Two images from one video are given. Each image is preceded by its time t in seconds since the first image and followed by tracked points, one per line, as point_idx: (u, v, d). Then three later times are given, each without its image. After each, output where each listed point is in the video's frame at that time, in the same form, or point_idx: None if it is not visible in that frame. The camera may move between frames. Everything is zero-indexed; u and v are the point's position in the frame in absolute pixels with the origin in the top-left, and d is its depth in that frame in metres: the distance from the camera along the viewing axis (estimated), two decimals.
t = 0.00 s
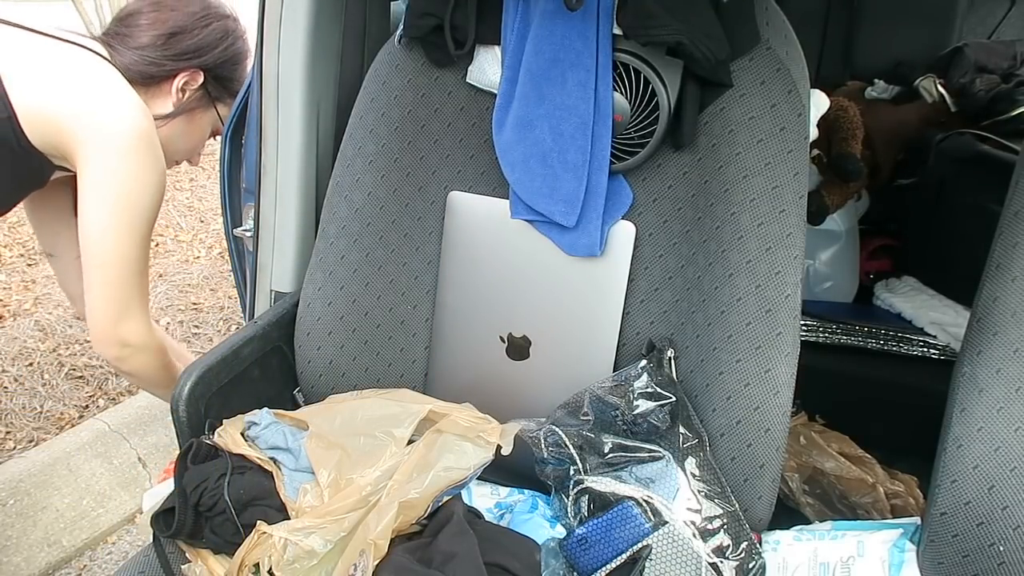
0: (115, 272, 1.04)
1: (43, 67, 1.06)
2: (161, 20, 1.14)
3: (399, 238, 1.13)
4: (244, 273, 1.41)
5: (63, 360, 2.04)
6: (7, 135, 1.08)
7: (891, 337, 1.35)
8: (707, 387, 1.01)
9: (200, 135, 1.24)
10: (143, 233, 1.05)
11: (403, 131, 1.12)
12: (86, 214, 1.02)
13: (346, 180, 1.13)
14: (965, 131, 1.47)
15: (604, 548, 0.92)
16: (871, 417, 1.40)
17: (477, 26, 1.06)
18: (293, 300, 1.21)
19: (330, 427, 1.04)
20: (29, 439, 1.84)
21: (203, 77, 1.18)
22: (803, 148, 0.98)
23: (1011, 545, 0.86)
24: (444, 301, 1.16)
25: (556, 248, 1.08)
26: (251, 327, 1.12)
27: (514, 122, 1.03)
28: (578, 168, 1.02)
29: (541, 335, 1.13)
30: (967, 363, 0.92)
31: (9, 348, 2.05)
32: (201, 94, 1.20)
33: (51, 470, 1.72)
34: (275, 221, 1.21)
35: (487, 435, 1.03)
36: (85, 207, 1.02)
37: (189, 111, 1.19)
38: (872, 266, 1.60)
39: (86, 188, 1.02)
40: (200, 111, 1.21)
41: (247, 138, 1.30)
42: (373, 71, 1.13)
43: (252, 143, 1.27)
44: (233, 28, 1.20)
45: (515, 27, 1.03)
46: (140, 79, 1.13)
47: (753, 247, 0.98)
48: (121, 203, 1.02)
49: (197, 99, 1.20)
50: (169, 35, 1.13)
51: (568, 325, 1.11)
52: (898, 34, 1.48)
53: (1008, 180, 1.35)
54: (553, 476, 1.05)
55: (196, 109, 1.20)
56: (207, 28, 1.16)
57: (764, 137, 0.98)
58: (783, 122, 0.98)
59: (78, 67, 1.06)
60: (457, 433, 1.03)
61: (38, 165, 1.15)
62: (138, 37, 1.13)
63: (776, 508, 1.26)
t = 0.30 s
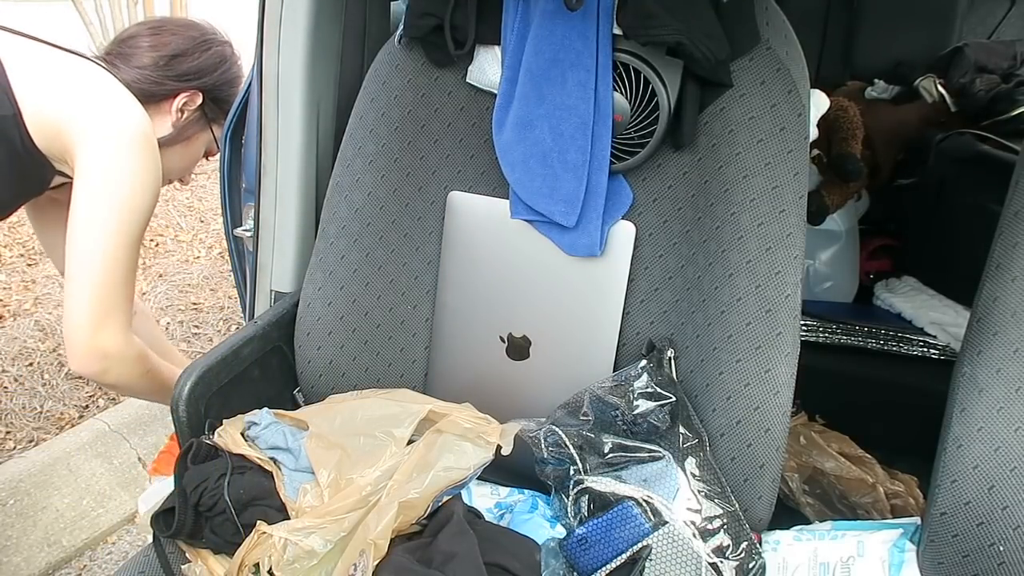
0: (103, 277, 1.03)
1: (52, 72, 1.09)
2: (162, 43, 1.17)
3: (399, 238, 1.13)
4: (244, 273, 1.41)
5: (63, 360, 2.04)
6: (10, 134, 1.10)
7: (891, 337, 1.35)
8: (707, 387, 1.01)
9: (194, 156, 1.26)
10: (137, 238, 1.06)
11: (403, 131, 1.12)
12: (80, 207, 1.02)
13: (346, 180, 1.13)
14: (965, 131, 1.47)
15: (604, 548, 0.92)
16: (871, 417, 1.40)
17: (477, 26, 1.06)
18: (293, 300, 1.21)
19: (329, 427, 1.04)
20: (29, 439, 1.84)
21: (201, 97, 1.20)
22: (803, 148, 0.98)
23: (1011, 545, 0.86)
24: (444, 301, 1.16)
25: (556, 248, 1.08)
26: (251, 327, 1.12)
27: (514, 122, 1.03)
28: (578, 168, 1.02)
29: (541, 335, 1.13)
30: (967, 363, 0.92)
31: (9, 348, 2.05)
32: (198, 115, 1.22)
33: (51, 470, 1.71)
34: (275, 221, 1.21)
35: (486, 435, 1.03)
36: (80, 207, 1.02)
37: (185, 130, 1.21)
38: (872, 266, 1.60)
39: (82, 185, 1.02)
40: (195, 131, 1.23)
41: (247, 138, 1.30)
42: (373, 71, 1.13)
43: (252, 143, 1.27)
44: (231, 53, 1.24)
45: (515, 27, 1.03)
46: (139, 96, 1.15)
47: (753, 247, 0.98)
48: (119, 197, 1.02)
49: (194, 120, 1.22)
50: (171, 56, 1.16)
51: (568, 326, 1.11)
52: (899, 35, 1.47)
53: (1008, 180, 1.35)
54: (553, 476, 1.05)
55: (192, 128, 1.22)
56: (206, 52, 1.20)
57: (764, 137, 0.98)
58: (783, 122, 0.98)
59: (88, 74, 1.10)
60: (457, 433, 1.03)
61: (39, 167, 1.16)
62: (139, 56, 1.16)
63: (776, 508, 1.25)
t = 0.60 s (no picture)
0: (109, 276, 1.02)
1: (55, 71, 1.09)
2: (161, 39, 1.17)
3: (399, 238, 1.13)
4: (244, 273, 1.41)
5: (63, 359, 2.04)
6: (12, 134, 1.10)
7: (891, 337, 1.35)
8: (707, 387, 1.01)
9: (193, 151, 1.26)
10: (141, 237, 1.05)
11: (403, 131, 1.12)
12: (86, 203, 1.01)
13: (345, 180, 1.13)
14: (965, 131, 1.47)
15: (604, 548, 0.92)
16: (871, 417, 1.40)
17: (477, 26, 1.06)
18: (293, 300, 1.21)
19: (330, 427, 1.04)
20: (29, 439, 1.84)
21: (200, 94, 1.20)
22: (803, 148, 0.98)
23: (1011, 546, 0.86)
24: (444, 301, 1.16)
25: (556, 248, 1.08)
26: (250, 327, 1.12)
27: (514, 122, 1.03)
28: (578, 168, 1.02)
29: (541, 335, 1.13)
30: (967, 363, 0.92)
31: (9, 348, 2.05)
32: (197, 112, 1.22)
33: (51, 470, 1.71)
34: (275, 221, 1.21)
35: (486, 435, 1.03)
36: (83, 207, 1.02)
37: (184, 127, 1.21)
38: (872, 266, 1.60)
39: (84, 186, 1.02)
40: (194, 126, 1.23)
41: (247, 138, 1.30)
42: (373, 71, 1.13)
43: (252, 143, 1.27)
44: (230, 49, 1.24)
45: (515, 27, 1.03)
46: (138, 93, 1.15)
47: (753, 247, 0.98)
48: (125, 192, 1.02)
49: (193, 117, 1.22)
50: (170, 54, 1.16)
51: (568, 325, 1.11)
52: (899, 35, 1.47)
53: (1008, 180, 1.35)
54: (553, 476, 1.05)
55: (192, 124, 1.22)
56: (206, 49, 1.20)
57: (764, 137, 0.98)
58: (783, 122, 0.98)
59: (92, 74, 1.10)
60: (457, 433, 1.03)
61: (39, 167, 1.16)
62: (138, 53, 1.16)
63: (776, 508, 1.25)
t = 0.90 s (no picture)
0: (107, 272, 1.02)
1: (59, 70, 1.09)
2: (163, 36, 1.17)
3: (399, 238, 1.13)
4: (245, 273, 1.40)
5: (63, 360, 2.04)
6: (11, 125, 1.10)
7: (891, 337, 1.35)
8: (707, 387, 1.01)
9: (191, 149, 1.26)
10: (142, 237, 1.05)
11: (403, 131, 1.12)
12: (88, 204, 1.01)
13: (346, 180, 1.13)
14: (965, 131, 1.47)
15: (604, 548, 0.92)
16: (871, 417, 1.40)
17: (477, 26, 1.06)
18: (293, 300, 1.21)
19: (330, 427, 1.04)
20: (29, 439, 1.84)
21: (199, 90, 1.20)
22: (803, 148, 0.98)
23: (1011, 546, 0.86)
24: (444, 301, 1.16)
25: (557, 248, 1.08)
26: (250, 327, 1.12)
27: (514, 122, 1.03)
28: (578, 168, 1.02)
29: (541, 335, 1.13)
30: (967, 363, 0.92)
31: (9, 348, 2.04)
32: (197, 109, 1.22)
33: (51, 470, 1.71)
34: (275, 221, 1.20)
35: (486, 435, 1.03)
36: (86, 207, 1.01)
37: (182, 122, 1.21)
38: (872, 266, 1.60)
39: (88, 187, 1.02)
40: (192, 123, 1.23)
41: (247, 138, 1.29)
42: (373, 71, 1.13)
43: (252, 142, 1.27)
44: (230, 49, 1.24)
45: (515, 27, 1.03)
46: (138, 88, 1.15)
47: (753, 247, 0.98)
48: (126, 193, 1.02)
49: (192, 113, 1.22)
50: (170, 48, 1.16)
51: (568, 325, 1.11)
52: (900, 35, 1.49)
53: (1008, 181, 1.35)
54: (553, 476, 1.05)
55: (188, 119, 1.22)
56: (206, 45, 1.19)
57: (764, 137, 0.98)
58: (783, 122, 0.98)
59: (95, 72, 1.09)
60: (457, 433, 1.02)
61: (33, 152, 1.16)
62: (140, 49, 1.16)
63: (776, 508, 1.25)
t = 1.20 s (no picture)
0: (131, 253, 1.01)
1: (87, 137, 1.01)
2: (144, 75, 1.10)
3: (399, 238, 1.13)
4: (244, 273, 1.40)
5: (63, 360, 2.04)
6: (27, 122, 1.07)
7: (891, 337, 1.35)
8: (707, 387, 1.01)
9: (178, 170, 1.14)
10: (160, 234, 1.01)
11: (403, 131, 1.12)
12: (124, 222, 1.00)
13: (346, 180, 1.13)
14: (965, 131, 1.47)
15: (605, 548, 0.92)
16: (871, 417, 1.40)
17: (477, 26, 1.06)
18: (293, 300, 1.21)
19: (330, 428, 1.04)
20: (29, 439, 1.84)
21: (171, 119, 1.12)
22: (803, 148, 0.98)
23: (1011, 545, 0.86)
24: (444, 301, 1.16)
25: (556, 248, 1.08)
26: (250, 327, 1.12)
27: (514, 122, 1.03)
28: (578, 168, 1.02)
29: (541, 335, 1.13)
30: (967, 363, 0.92)
31: (9, 348, 2.04)
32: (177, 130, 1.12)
33: (51, 470, 1.71)
34: (275, 220, 1.21)
35: (486, 434, 1.02)
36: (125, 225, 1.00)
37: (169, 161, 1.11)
38: (872, 266, 1.60)
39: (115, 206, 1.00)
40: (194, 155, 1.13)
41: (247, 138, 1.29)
42: (373, 71, 1.13)
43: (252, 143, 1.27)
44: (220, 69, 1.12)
45: (515, 27, 1.03)
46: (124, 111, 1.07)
47: (753, 247, 0.98)
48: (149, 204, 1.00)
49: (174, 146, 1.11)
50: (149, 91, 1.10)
51: (568, 326, 1.11)
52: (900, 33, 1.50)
53: (1008, 181, 1.35)
54: (553, 476, 1.05)
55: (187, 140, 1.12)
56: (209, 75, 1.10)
57: (764, 137, 0.98)
58: (783, 122, 0.98)
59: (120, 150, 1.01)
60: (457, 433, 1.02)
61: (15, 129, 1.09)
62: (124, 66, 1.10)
63: (776, 508, 1.25)
